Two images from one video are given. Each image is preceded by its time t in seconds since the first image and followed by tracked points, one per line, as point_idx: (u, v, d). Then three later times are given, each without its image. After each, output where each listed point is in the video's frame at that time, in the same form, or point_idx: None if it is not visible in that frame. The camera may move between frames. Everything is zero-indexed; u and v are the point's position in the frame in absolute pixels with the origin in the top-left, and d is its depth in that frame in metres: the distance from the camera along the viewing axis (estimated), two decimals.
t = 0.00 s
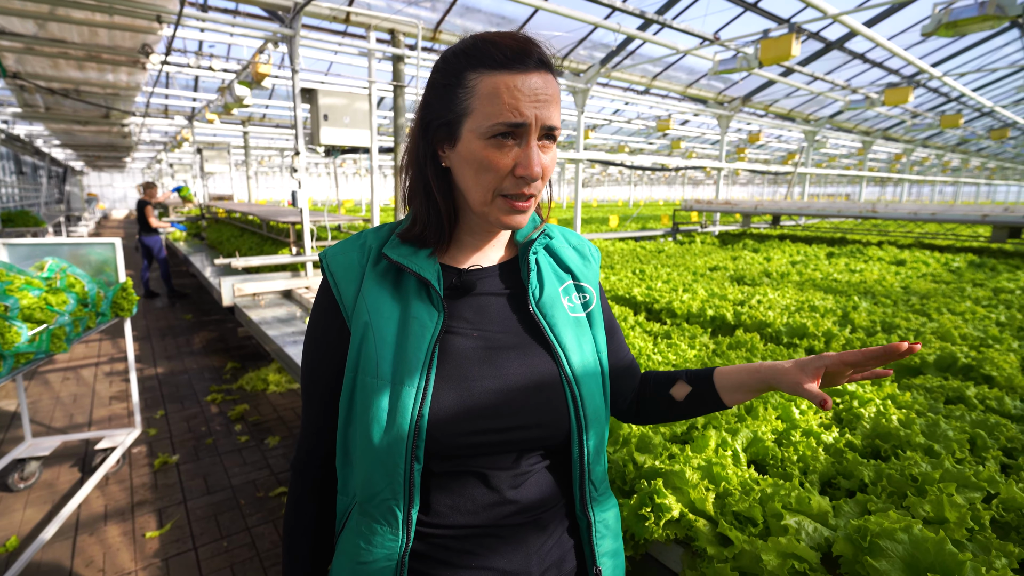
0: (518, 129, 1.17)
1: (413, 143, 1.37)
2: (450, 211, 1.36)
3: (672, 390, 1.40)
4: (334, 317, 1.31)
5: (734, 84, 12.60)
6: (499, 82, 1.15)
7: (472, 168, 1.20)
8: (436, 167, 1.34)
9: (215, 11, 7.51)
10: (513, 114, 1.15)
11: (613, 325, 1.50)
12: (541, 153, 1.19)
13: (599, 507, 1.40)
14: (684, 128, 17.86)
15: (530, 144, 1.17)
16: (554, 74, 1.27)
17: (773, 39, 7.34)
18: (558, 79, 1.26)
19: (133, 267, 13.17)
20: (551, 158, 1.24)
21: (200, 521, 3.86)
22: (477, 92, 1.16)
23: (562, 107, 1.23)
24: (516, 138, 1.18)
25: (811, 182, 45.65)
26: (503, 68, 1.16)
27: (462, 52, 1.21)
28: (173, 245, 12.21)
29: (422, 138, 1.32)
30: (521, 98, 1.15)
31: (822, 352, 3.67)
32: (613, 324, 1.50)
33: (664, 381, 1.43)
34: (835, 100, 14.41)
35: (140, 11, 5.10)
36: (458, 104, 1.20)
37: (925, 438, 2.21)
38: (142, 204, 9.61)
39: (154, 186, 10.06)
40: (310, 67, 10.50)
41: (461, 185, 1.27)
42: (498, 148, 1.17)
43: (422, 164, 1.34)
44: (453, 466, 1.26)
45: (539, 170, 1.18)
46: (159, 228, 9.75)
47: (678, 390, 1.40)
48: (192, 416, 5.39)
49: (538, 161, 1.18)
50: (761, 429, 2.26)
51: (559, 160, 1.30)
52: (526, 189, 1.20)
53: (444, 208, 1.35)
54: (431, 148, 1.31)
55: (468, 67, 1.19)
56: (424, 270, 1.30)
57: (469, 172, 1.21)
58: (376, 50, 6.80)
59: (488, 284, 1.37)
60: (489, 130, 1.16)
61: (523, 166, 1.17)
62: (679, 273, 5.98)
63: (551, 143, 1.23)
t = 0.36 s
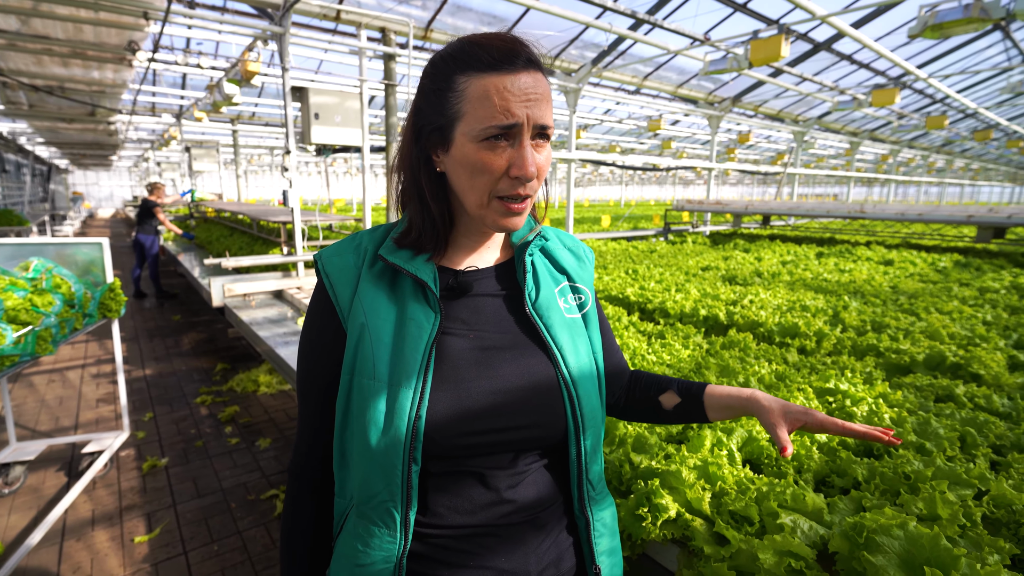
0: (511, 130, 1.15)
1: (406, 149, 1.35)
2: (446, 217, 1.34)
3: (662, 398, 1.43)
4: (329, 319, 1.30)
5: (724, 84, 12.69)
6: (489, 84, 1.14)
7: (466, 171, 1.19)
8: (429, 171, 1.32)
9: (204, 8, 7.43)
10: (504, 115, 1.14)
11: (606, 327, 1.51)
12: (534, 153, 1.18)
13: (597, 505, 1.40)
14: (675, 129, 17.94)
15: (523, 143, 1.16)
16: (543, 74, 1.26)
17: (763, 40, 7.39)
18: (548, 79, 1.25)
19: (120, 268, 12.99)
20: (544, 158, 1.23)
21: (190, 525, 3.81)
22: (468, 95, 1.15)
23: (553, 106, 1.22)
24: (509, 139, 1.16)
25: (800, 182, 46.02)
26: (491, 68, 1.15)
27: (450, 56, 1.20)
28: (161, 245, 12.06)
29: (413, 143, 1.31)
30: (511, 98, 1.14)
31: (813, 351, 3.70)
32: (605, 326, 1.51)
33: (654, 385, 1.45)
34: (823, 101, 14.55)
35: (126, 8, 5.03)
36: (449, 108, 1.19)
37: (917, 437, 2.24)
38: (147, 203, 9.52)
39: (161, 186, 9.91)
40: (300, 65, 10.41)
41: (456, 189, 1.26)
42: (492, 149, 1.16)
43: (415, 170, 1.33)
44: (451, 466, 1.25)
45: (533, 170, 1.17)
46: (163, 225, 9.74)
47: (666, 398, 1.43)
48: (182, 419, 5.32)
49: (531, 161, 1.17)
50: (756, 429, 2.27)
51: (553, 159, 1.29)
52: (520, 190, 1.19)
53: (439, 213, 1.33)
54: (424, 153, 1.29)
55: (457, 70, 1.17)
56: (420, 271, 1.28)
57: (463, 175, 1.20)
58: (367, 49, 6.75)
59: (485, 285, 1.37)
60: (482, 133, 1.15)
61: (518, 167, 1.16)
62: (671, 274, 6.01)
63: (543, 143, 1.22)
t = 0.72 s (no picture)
0: (512, 130, 1.14)
1: (404, 144, 1.33)
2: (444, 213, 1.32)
3: (664, 395, 1.44)
4: (324, 321, 1.27)
5: (714, 84, 12.76)
6: (492, 83, 1.12)
7: (464, 169, 1.17)
8: (427, 168, 1.30)
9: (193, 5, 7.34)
10: (505, 115, 1.12)
11: (603, 326, 1.50)
12: (534, 154, 1.17)
13: (598, 505, 1.39)
14: (666, 128, 18.01)
15: (522, 144, 1.15)
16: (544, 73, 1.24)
17: (754, 40, 7.43)
18: (549, 78, 1.24)
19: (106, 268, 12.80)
20: (543, 158, 1.22)
21: (181, 529, 3.75)
22: (470, 93, 1.14)
23: (554, 106, 1.21)
24: (509, 139, 1.15)
25: (790, 182, 46.39)
26: (493, 67, 1.13)
27: (452, 52, 1.18)
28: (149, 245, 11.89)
29: (411, 138, 1.29)
30: (513, 98, 1.12)
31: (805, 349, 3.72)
32: (603, 325, 1.50)
33: (655, 383, 1.47)
34: (812, 100, 14.66)
35: (113, 4, 4.96)
36: (450, 105, 1.16)
37: (911, 434, 2.26)
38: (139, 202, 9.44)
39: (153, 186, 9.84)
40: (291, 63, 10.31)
41: (453, 186, 1.24)
42: (491, 149, 1.14)
43: (414, 165, 1.31)
44: (452, 468, 1.23)
45: (533, 171, 1.16)
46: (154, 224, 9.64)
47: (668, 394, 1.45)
48: (171, 421, 5.25)
49: (531, 162, 1.16)
50: (752, 427, 2.27)
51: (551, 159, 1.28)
52: (519, 190, 1.18)
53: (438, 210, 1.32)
54: (423, 149, 1.27)
55: (459, 67, 1.15)
56: (418, 271, 1.26)
57: (462, 173, 1.19)
58: (358, 46, 6.69)
59: (483, 285, 1.35)
60: (482, 132, 1.13)
61: (517, 168, 1.16)
62: (664, 272, 6.03)
63: (543, 143, 1.21)
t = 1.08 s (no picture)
0: (525, 130, 1.13)
1: (402, 141, 1.28)
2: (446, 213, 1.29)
3: (667, 443, 1.39)
4: (319, 323, 1.24)
5: (705, 84, 12.81)
6: (505, 81, 1.10)
7: (474, 168, 1.16)
8: (429, 166, 1.26)
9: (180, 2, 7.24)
10: (520, 115, 1.11)
11: (602, 328, 1.48)
12: (545, 154, 1.16)
13: (599, 507, 1.37)
14: (657, 128, 18.06)
15: (535, 144, 1.14)
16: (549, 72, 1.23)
17: (745, 40, 7.46)
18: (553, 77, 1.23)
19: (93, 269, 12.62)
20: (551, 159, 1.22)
21: (171, 533, 3.70)
22: (482, 91, 1.11)
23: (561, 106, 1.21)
24: (521, 139, 1.14)
25: (779, 182, 46.71)
26: (506, 66, 1.12)
27: (460, 47, 1.15)
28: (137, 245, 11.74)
29: (412, 135, 1.24)
30: (527, 98, 1.11)
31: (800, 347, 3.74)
32: (602, 327, 1.48)
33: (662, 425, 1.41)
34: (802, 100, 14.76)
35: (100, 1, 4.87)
36: (459, 102, 1.14)
37: (907, 432, 2.28)
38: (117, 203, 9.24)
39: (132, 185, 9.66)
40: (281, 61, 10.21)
41: (458, 185, 1.22)
42: (504, 149, 1.13)
43: (412, 162, 1.27)
44: (450, 471, 1.21)
45: (545, 172, 1.16)
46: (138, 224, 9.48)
47: (669, 443, 1.40)
48: (161, 423, 5.18)
49: (543, 162, 1.16)
50: (750, 426, 2.27)
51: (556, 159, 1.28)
52: (530, 191, 1.18)
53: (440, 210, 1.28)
54: (426, 146, 1.23)
55: (469, 63, 1.13)
56: (415, 271, 1.24)
57: (471, 172, 1.16)
58: (349, 45, 6.63)
59: (479, 286, 1.33)
60: (495, 132, 1.11)
61: (530, 168, 1.15)
62: (658, 271, 6.04)
63: (551, 144, 1.21)
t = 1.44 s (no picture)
0: (540, 124, 1.11)
1: (405, 139, 1.22)
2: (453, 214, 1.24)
3: (647, 430, 1.37)
4: (315, 325, 1.21)
5: (697, 84, 12.86)
6: (520, 73, 1.09)
7: (486, 166, 1.13)
8: (436, 165, 1.21)
9: None
10: (536, 108, 1.09)
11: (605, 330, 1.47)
12: (559, 150, 1.15)
13: (602, 511, 1.36)
14: (649, 127, 18.08)
15: (549, 140, 1.13)
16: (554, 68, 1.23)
17: (737, 40, 7.48)
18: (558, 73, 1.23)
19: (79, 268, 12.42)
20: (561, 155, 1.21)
21: (161, 537, 3.64)
22: (496, 84, 1.09)
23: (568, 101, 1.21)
24: (536, 134, 1.12)
25: (770, 181, 46.99)
26: (518, 58, 1.10)
27: (470, 39, 1.12)
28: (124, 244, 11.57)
29: (418, 132, 1.18)
30: (542, 91, 1.10)
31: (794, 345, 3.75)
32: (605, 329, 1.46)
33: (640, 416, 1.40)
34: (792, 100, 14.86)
35: None
36: (471, 96, 1.11)
37: (904, 430, 2.29)
38: (98, 201, 9.04)
39: (113, 183, 9.47)
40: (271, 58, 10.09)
41: (467, 184, 1.18)
42: (519, 144, 1.11)
43: (418, 162, 1.20)
44: (451, 477, 1.19)
45: (561, 166, 1.15)
46: (120, 223, 9.30)
47: (650, 431, 1.37)
48: (150, 425, 5.10)
49: (559, 158, 1.14)
50: (749, 425, 2.27)
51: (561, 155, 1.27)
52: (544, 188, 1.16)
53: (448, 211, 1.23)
54: (433, 144, 1.18)
55: (480, 55, 1.11)
56: (417, 273, 1.20)
57: (484, 170, 1.14)
58: (341, 42, 6.55)
59: (482, 286, 1.30)
60: (510, 126, 1.09)
61: (545, 163, 1.13)
62: (652, 270, 6.04)
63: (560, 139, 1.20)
